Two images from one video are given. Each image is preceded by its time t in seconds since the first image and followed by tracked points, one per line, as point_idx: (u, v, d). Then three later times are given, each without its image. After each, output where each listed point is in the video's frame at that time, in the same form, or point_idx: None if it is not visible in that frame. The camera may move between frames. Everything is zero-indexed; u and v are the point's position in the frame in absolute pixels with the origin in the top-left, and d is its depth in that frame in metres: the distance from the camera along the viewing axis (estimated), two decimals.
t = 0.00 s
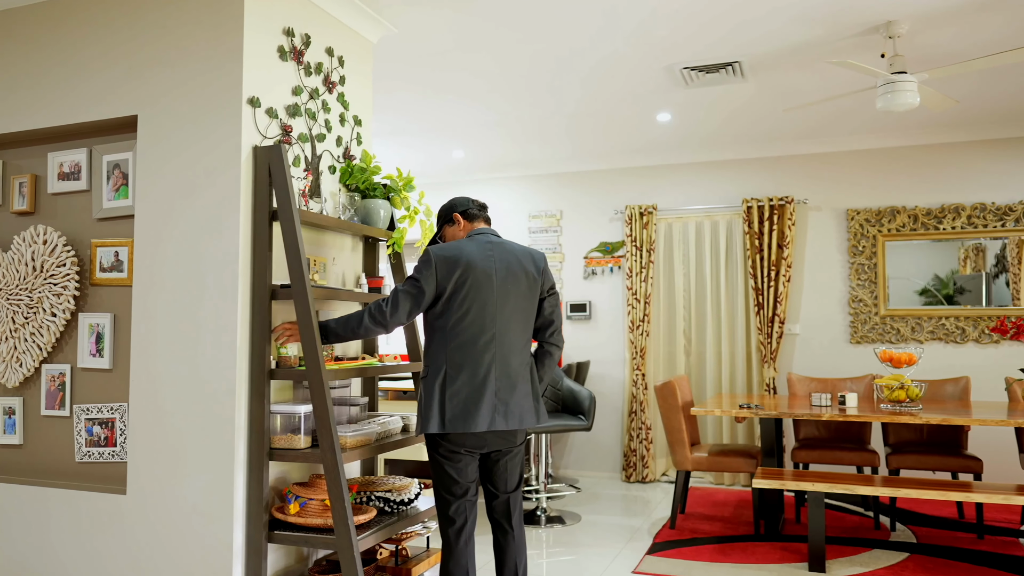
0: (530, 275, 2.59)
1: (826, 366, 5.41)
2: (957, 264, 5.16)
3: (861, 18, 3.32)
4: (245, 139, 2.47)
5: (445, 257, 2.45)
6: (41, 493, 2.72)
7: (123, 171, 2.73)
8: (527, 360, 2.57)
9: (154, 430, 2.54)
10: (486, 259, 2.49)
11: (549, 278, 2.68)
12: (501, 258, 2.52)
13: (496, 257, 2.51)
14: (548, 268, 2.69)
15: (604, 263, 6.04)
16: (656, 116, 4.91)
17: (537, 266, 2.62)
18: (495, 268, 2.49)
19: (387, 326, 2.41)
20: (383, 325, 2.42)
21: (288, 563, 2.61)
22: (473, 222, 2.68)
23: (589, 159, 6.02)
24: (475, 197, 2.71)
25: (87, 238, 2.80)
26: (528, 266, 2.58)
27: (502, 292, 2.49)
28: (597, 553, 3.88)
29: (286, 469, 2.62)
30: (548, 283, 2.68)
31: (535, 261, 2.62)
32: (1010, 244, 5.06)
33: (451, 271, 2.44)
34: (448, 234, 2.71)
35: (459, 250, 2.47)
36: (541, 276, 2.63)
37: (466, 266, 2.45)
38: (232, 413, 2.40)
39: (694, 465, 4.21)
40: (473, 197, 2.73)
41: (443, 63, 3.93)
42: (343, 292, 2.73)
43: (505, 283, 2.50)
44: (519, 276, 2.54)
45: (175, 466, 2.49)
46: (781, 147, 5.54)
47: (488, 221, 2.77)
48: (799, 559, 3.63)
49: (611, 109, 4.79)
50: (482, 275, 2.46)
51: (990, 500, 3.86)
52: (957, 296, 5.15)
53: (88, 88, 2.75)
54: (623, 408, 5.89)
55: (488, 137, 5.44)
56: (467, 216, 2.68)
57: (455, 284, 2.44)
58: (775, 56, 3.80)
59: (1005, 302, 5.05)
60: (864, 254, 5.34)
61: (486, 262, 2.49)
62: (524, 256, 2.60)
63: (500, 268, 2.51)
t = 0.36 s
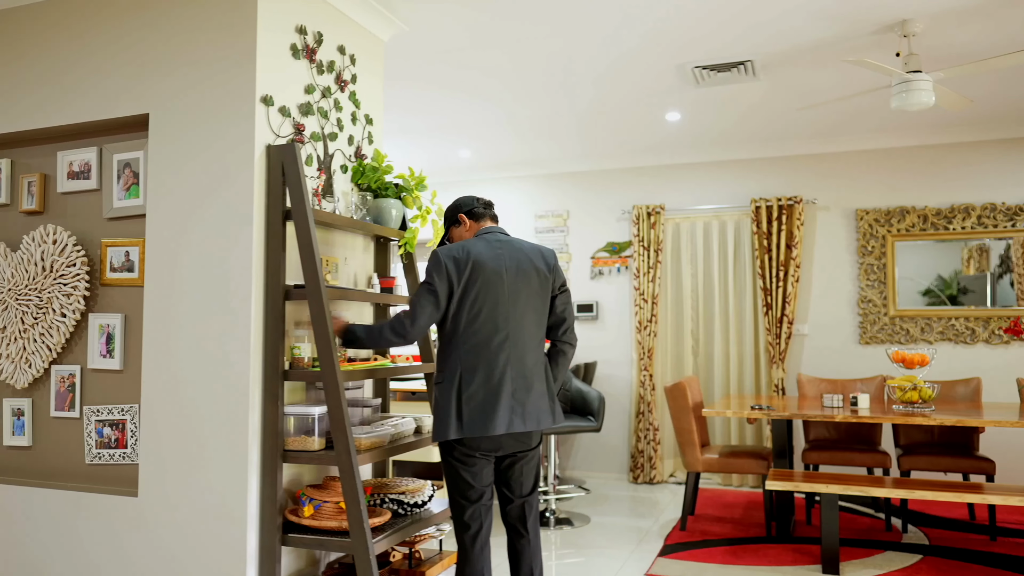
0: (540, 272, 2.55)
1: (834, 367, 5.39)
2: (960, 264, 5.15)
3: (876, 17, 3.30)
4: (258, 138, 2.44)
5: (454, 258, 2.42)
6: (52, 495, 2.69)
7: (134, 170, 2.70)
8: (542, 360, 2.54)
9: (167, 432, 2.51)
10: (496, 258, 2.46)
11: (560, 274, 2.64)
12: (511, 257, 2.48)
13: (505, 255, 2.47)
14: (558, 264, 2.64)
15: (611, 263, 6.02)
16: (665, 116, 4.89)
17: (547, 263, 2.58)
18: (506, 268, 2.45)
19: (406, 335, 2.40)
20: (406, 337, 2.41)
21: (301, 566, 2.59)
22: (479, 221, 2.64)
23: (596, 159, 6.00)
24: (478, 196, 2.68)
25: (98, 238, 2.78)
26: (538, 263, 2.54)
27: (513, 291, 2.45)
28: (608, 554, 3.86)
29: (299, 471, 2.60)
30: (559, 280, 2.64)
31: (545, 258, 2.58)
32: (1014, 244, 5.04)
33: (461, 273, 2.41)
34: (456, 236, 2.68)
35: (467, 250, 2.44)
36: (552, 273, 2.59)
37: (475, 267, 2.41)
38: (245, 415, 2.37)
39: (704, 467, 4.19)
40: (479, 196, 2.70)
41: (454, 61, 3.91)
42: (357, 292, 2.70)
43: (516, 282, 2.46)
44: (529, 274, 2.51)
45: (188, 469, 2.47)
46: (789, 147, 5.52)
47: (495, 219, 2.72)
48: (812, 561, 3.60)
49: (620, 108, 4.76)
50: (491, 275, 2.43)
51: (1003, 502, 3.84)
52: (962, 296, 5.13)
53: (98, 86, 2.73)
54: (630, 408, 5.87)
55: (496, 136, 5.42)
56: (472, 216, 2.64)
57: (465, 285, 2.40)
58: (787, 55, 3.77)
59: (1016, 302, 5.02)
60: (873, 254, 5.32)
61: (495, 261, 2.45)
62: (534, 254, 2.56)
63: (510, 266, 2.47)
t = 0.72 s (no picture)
0: (541, 266, 2.51)
1: (833, 366, 5.40)
2: (951, 265, 5.18)
3: (881, 16, 3.29)
4: (266, 133, 2.41)
5: (455, 256, 2.39)
6: (53, 495, 2.66)
7: (137, 165, 2.66)
8: (549, 355, 2.49)
9: (171, 431, 2.48)
10: (496, 254, 2.42)
11: (563, 267, 2.59)
12: (512, 251, 2.45)
13: (506, 250, 2.44)
14: (560, 257, 2.60)
15: (609, 262, 6.01)
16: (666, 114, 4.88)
17: (549, 256, 2.54)
18: (507, 262, 2.42)
19: (437, 344, 2.33)
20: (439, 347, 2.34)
21: (305, 565, 2.57)
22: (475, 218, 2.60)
23: (595, 158, 5.99)
24: (475, 193, 2.64)
25: (100, 233, 2.74)
26: (539, 256, 2.50)
27: (516, 286, 2.41)
28: (610, 553, 3.84)
29: (305, 469, 2.58)
30: (562, 272, 2.59)
31: (546, 251, 2.54)
32: (1005, 245, 5.08)
33: (462, 270, 2.38)
34: (455, 236, 2.64)
35: (468, 248, 2.41)
36: (554, 266, 2.55)
37: (476, 263, 2.38)
38: (252, 412, 2.34)
39: (706, 466, 4.18)
40: (475, 195, 2.66)
41: (458, 59, 3.89)
42: (363, 289, 2.68)
43: (518, 276, 2.42)
44: (531, 268, 2.46)
45: (192, 467, 2.44)
46: (788, 146, 5.53)
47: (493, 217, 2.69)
48: (815, 559, 3.61)
49: (620, 106, 4.74)
50: (492, 271, 2.39)
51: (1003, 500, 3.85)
52: (952, 297, 5.16)
53: (101, 80, 2.69)
54: (629, 407, 5.87)
55: (496, 135, 5.40)
56: (468, 215, 2.61)
57: (468, 283, 2.37)
58: (791, 54, 3.77)
59: (1013, 301, 5.05)
60: (872, 254, 5.33)
61: (496, 256, 2.42)
62: (534, 247, 2.52)
63: (512, 261, 2.43)
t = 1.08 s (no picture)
0: (503, 253, 2.41)
1: (786, 362, 5.53)
2: (892, 266, 5.37)
3: (838, 19, 3.38)
4: (228, 120, 2.34)
5: (409, 251, 2.33)
6: None
7: (90, 152, 2.56)
8: (518, 343, 2.38)
9: (127, 428, 2.39)
10: (453, 245, 2.35)
11: (528, 253, 2.47)
12: (469, 242, 2.36)
13: (462, 240, 2.36)
14: (524, 244, 2.48)
15: (568, 259, 6.04)
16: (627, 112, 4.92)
17: (510, 243, 2.43)
18: (464, 252, 2.33)
19: (387, 345, 2.31)
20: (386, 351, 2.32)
21: (267, 564, 2.50)
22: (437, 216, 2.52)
23: (555, 155, 6.00)
24: (438, 190, 2.57)
25: (49, 223, 2.63)
26: (500, 244, 2.40)
27: (474, 275, 2.32)
28: (571, 548, 3.86)
29: (267, 466, 2.51)
30: (527, 259, 2.47)
31: (507, 239, 2.44)
32: (943, 246, 5.30)
33: (417, 265, 2.32)
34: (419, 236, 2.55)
35: (422, 242, 2.35)
36: (516, 253, 2.43)
37: (430, 256, 2.32)
38: (214, 408, 2.27)
39: (665, 460, 4.23)
40: (439, 192, 2.59)
41: (421, 52, 3.85)
42: (328, 282, 2.63)
43: (477, 266, 2.33)
44: (491, 256, 2.36)
45: (150, 465, 2.36)
46: (744, 147, 5.64)
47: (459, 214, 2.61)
48: (772, 550, 3.68)
49: (582, 103, 4.76)
50: (448, 262, 2.31)
51: (948, 490, 4.00)
52: (893, 296, 5.36)
53: (51, 63, 2.58)
54: (587, 404, 5.90)
55: (456, 132, 5.37)
56: (431, 212, 2.53)
57: (423, 277, 2.31)
58: (751, 55, 3.84)
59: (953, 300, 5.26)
60: (823, 253, 5.48)
61: (452, 247, 2.34)
62: (494, 235, 2.43)
63: (468, 251, 2.34)
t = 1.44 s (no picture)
0: (490, 249, 2.36)
1: (761, 360, 5.60)
2: (859, 266, 5.47)
3: (819, 21, 3.43)
4: (212, 112, 2.29)
5: (395, 250, 2.33)
6: None
7: (65, 144, 2.48)
8: (505, 340, 2.32)
9: (106, 428, 2.32)
10: (437, 242, 2.32)
11: (517, 247, 2.41)
12: (454, 238, 2.33)
13: (448, 237, 2.33)
14: (514, 238, 2.42)
15: (546, 258, 6.03)
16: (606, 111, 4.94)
17: (497, 238, 2.38)
18: (447, 248, 2.30)
19: (372, 343, 2.33)
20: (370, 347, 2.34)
21: (251, 566, 2.45)
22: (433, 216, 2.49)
23: (533, 154, 5.99)
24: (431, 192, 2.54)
25: (22, 216, 2.54)
26: (486, 239, 2.35)
27: (458, 271, 2.28)
28: (553, 546, 3.86)
29: (251, 466, 2.46)
30: (517, 253, 2.41)
31: (495, 234, 2.38)
32: (909, 247, 5.41)
33: (401, 262, 2.31)
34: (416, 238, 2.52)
35: (408, 241, 2.34)
36: (504, 248, 2.38)
37: (415, 254, 2.30)
38: (197, 406, 2.22)
39: (645, 458, 4.26)
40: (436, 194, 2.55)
41: (403, 47, 3.81)
42: (312, 278, 2.58)
43: (460, 262, 2.29)
44: (476, 252, 2.32)
45: (129, 466, 2.29)
46: (720, 147, 5.69)
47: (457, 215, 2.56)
48: (751, 546, 3.72)
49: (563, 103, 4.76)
50: (431, 259, 2.29)
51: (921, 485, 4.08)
52: (859, 296, 5.46)
53: (24, 51, 2.50)
54: (565, 403, 5.91)
55: (434, 130, 5.33)
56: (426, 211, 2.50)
57: (408, 275, 2.30)
58: (732, 56, 3.88)
59: (923, 299, 5.38)
60: (798, 253, 5.55)
61: (437, 244, 2.31)
62: (482, 231, 2.38)
63: (452, 247, 2.31)
